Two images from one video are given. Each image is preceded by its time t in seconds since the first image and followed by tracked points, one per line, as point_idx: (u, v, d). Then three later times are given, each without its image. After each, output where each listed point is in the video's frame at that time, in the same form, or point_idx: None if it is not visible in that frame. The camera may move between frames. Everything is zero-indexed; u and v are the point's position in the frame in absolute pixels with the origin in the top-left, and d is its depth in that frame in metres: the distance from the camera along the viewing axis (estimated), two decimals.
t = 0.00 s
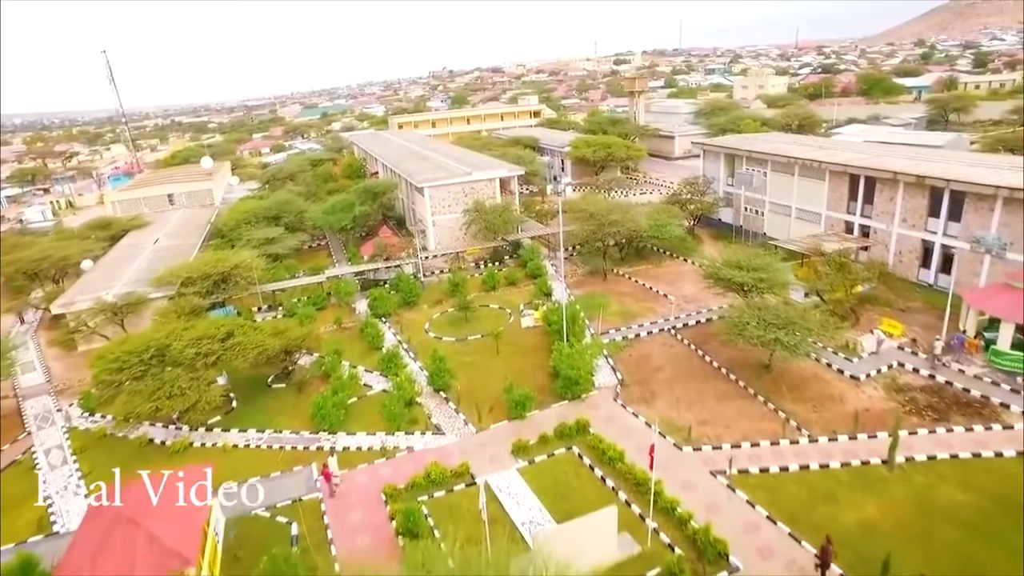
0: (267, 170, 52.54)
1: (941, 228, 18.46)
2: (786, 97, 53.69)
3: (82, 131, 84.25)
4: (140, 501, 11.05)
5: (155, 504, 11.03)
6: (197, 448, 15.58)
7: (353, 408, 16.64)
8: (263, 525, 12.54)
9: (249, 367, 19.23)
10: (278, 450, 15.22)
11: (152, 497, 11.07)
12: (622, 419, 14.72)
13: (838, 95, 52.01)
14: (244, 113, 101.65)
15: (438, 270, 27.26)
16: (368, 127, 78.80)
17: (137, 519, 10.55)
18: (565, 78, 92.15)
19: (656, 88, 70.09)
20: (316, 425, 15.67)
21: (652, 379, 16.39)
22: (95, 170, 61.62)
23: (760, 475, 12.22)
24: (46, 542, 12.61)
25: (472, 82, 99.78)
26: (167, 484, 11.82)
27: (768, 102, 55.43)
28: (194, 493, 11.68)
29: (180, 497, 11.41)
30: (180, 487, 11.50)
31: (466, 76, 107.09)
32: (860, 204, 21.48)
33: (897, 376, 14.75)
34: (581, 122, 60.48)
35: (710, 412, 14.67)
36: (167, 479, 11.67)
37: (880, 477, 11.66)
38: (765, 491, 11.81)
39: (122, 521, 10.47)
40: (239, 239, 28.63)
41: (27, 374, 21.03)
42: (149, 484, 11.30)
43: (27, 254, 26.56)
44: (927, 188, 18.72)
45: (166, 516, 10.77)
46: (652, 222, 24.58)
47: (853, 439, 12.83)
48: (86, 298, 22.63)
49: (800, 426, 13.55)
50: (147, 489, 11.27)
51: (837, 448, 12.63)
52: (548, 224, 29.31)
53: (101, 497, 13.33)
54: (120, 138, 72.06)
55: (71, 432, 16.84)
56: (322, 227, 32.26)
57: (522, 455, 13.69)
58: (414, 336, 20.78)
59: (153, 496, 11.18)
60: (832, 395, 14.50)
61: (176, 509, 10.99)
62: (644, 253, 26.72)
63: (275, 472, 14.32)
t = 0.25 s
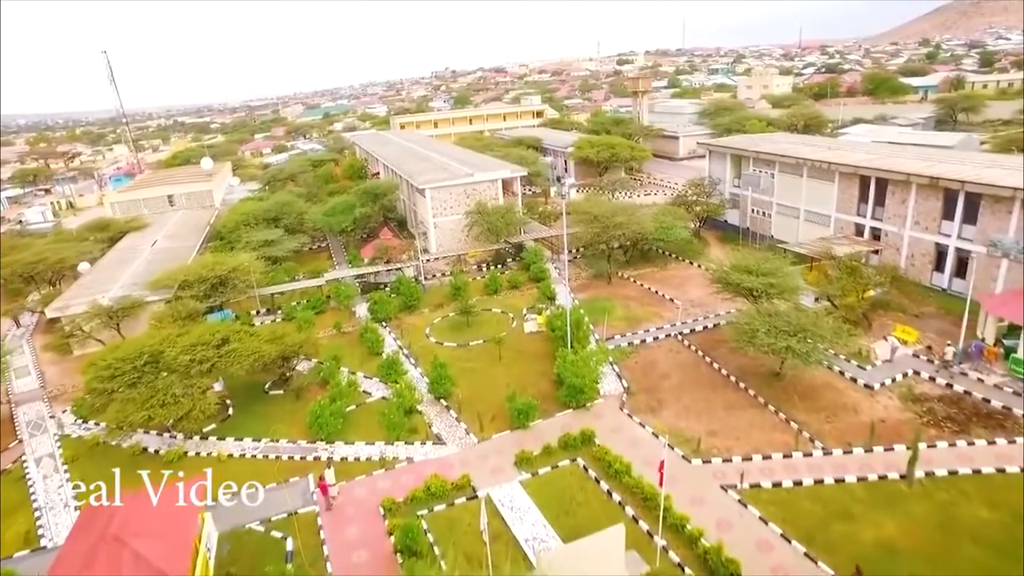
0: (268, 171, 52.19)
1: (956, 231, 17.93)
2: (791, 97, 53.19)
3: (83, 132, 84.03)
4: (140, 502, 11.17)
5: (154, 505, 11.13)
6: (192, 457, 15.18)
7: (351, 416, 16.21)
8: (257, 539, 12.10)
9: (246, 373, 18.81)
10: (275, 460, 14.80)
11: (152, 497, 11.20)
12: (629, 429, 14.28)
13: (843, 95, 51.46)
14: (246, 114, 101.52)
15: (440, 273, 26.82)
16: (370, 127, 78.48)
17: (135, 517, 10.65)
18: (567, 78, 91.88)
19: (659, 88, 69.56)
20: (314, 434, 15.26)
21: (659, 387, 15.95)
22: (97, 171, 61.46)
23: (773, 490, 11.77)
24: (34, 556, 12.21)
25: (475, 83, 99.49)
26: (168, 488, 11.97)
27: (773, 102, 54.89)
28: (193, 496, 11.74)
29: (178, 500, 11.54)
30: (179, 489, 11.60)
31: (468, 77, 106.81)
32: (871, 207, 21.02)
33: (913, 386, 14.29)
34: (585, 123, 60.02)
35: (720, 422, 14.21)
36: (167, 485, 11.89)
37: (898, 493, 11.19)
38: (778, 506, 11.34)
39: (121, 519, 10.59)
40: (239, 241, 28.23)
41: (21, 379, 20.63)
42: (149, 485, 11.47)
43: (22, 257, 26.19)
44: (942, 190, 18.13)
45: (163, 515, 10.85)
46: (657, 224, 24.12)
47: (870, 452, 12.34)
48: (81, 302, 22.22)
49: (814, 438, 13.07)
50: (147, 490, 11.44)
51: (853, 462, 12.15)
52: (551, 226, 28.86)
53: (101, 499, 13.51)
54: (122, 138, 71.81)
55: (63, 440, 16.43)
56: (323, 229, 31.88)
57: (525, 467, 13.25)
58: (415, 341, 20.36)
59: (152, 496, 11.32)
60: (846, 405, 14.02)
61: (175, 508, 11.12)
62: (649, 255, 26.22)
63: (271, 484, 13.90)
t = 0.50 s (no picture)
0: (274, 171, 52.04)
1: (978, 235, 17.34)
2: (801, 97, 52.56)
3: (92, 132, 84.24)
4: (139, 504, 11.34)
5: (153, 505, 11.28)
6: (191, 466, 14.84)
7: (354, 424, 15.84)
8: (256, 552, 11.75)
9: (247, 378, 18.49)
10: (275, 469, 14.46)
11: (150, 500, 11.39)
12: (638, 440, 13.85)
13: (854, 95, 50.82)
14: (253, 114, 101.66)
15: (446, 276, 26.46)
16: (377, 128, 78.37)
17: (137, 514, 10.85)
18: (574, 79, 91.52)
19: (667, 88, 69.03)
20: (315, 442, 14.92)
21: (670, 396, 15.50)
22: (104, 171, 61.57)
23: (790, 506, 11.30)
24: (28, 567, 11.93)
25: (481, 83, 99.31)
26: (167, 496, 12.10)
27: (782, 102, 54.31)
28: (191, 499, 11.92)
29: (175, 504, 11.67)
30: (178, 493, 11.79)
31: (475, 77, 106.66)
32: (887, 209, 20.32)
33: (935, 396, 13.78)
34: (592, 123, 59.55)
35: (733, 433, 13.74)
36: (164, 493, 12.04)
37: (922, 510, 10.71)
38: (795, 523, 10.88)
39: (123, 515, 10.78)
40: (243, 243, 27.95)
41: (21, 383, 20.39)
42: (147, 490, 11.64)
43: (26, 258, 26.00)
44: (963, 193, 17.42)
45: (162, 513, 11.01)
46: (667, 227, 23.65)
47: (891, 466, 11.85)
48: (83, 304, 21.96)
49: (832, 451, 12.58)
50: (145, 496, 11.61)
51: (873, 476, 11.67)
52: (558, 228, 28.44)
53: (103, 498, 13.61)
54: (129, 139, 71.95)
55: (61, 446, 16.15)
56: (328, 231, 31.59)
57: (532, 479, 12.84)
58: (420, 345, 19.99)
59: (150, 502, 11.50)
60: (864, 416, 13.51)
61: (173, 507, 11.28)
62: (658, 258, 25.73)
63: (271, 494, 13.55)
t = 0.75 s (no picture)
0: (284, 172, 51.90)
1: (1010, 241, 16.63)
2: (817, 97, 51.66)
3: (107, 133, 84.73)
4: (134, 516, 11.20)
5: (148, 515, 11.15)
6: (191, 476, 14.45)
7: (359, 434, 15.40)
8: (254, 570, 11.31)
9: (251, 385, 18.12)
10: (278, 480, 14.05)
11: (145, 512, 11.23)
12: (653, 455, 13.27)
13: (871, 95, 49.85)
14: (265, 115, 101.97)
15: (455, 280, 26.00)
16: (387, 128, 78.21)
17: (132, 524, 10.68)
18: (585, 79, 90.96)
19: (679, 89, 68.28)
20: (319, 453, 14.50)
21: (686, 408, 14.91)
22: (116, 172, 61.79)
23: (815, 529, 10.69)
24: None
25: (492, 84, 99.01)
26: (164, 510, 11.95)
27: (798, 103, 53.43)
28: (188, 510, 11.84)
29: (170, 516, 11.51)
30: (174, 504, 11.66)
31: (486, 77, 106.37)
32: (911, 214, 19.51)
33: (967, 413, 13.09)
34: (604, 124, 58.95)
35: (753, 448, 13.12)
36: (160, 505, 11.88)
37: (958, 537, 10.06)
38: (821, 548, 10.27)
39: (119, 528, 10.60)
40: (250, 246, 27.64)
41: (24, 387, 20.17)
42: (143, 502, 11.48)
43: (33, 260, 25.86)
44: (993, 197, 16.77)
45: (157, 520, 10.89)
46: (681, 231, 23.05)
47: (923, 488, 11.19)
48: (87, 308, 21.72)
49: (859, 469, 11.93)
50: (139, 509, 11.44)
51: (905, 499, 11.01)
52: (570, 231, 27.89)
53: (104, 501, 13.70)
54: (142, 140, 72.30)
55: (61, 454, 15.86)
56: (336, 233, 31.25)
57: (543, 496, 12.32)
58: (428, 352, 19.54)
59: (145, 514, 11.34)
60: (892, 432, 12.85)
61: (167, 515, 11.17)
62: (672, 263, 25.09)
63: (271, 507, 13.15)
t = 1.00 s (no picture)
0: (285, 173, 51.61)
1: None
2: (823, 97, 51.07)
3: (110, 133, 84.60)
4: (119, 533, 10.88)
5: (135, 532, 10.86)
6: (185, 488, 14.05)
7: (356, 444, 15.00)
8: None
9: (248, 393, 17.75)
10: (273, 491, 13.68)
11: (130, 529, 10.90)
12: (660, 468, 12.85)
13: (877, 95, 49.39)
14: (268, 116, 101.87)
15: (456, 283, 25.62)
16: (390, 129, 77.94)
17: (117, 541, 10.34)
18: (588, 80, 90.62)
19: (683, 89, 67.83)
20: (316, 464, 14.11)
21: (692, 418, 14.47)
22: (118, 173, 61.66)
23: (829, 548, 10.25)
24: None
25: (495, 85, 98.79)
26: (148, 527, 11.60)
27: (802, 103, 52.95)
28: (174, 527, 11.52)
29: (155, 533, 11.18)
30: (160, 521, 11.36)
31: (488, 78, 106.17)
32: (923, 216, 19.11)
33: (985, 424, 12.61)
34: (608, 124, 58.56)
35: (763, 460, 12.69)
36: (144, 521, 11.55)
37: (980, 558, 9.59)
38: (836, 569, 9.82)
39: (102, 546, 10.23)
40: (249, 248, 27.28)
41: (18, 392, 19.87)
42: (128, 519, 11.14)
43: (29, 263, 25.57)
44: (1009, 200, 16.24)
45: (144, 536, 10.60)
46: (687, 234, 22.62)
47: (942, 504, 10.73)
48: (82, 312, 21.40)
49: (873, 484, 11.49)
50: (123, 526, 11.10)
51: (923, 516, 10.55)
52: (573, 233, 27.48)
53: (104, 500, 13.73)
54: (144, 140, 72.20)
55: (52, 463, 15.53)
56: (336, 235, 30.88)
57: (546, 511, 11.91)
58: (429, 357, 19.15)
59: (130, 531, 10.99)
60: (907, 444, 12.40)
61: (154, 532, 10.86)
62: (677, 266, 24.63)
63: (266, 520, 12.76)
